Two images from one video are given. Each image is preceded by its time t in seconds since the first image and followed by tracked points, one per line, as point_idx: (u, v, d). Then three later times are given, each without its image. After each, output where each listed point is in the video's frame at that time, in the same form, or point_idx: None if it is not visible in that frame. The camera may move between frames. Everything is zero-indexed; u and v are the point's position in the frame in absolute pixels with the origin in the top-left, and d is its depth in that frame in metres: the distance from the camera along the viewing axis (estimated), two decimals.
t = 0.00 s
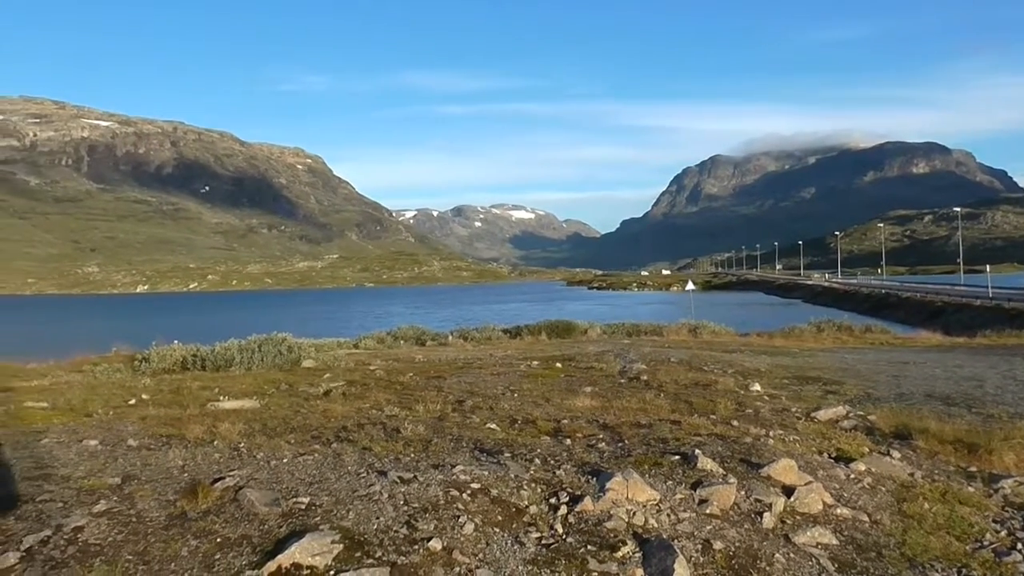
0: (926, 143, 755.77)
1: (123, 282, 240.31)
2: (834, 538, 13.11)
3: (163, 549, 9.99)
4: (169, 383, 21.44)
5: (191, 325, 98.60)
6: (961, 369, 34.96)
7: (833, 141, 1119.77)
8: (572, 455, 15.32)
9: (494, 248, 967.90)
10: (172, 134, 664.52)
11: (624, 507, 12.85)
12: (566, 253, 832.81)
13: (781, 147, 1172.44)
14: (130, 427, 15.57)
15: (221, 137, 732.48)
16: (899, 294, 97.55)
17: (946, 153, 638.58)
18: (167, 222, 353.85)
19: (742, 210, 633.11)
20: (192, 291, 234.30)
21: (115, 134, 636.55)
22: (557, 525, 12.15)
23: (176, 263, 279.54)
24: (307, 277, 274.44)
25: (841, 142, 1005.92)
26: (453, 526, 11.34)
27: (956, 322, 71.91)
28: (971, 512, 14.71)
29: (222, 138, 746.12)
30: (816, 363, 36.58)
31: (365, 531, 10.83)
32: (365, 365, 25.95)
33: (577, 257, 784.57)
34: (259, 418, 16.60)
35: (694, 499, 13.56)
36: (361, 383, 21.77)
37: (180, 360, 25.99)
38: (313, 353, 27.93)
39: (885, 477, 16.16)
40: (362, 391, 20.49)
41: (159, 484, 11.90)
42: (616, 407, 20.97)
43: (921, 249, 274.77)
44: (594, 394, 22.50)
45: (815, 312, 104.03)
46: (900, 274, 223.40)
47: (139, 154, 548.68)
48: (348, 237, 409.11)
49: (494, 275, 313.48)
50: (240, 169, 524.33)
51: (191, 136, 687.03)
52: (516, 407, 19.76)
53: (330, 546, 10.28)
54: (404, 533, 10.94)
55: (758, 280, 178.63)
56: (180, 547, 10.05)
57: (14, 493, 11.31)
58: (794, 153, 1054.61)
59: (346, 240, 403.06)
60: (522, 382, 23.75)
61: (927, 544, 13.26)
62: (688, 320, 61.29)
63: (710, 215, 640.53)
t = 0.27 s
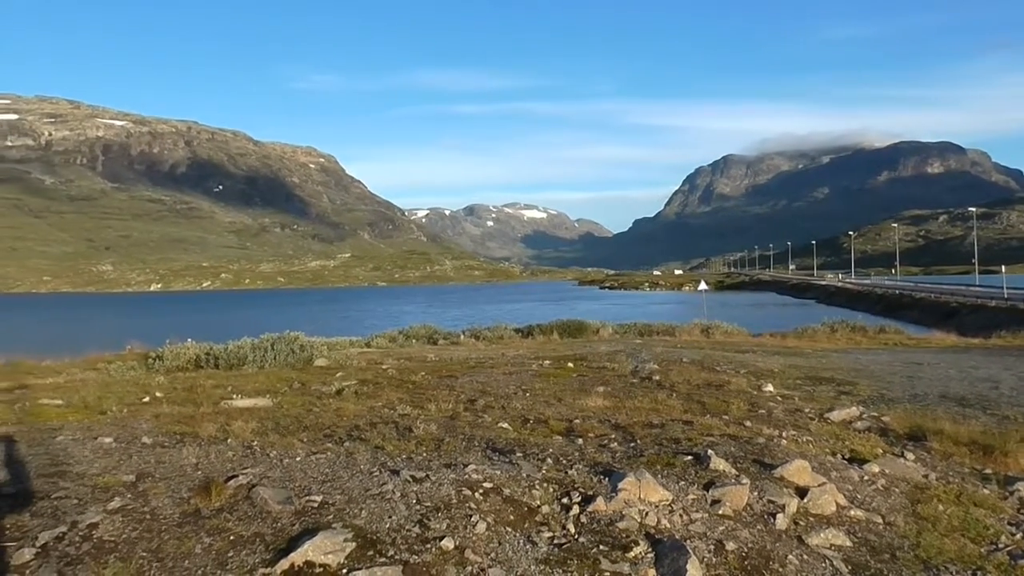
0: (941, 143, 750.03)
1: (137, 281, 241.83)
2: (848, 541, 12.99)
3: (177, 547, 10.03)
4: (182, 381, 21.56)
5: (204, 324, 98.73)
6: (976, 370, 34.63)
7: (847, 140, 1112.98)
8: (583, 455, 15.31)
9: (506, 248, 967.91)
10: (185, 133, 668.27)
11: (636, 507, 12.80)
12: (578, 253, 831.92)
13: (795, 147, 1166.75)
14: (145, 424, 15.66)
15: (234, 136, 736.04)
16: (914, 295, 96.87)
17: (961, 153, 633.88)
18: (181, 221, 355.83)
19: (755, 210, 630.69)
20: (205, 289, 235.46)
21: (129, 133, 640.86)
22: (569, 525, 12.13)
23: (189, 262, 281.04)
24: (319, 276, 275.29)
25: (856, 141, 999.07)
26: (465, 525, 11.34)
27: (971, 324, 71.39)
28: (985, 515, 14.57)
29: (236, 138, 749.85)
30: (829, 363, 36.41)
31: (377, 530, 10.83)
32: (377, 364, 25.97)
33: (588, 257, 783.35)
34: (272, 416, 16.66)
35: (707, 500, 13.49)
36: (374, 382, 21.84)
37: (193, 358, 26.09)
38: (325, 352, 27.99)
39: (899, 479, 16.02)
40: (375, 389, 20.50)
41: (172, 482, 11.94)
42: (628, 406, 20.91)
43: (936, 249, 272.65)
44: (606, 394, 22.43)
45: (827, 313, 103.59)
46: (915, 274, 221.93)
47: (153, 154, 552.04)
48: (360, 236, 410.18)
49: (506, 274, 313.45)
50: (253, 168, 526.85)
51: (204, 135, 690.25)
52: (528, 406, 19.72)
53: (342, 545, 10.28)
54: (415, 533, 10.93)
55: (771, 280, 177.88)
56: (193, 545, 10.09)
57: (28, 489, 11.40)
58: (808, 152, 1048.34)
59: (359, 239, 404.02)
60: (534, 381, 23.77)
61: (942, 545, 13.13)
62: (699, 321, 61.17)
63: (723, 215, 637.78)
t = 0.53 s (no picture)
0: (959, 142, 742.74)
1: (153, 281, 243.69)
2: (865, 542, 12.86)
3: (193, 547, 10.04)
4: (197, 381, 21.64)
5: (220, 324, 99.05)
6: (993, 370, 34.24)
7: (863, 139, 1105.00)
8: (598, 455, 15.24)
9: (520, 248, 967.82)
10: (201, 134, 672.67)
11: (652, 507, 12.72)
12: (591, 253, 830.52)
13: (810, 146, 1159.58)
14: (162, 424, 15.72)
15: (249, 136, 740.05)
16: (930, 294, 96.10)
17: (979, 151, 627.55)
18: (197, 221, 358.10)
19: (769, 209, 627.78)
20: (220, 289, 236.78)
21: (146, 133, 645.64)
22: (584, 523, 12.08)
23: (205, 262, 282.68)
24: (334, 276, 276.40)
25: (872, 140, 991.29)
26: (480, 525, 11.33)
27: (988, 323, 70.72)
28: (1005, 516, 14.38)
29: (251, 138, 754.09)
30: (845, 363, 36.24)
31: (393, 529, 10.84)
32: (392, 364, 26.01)
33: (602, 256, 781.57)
34: (287, 415, 16.73)
35: (722, 500, 13.42)
36: (388, 381, 21.90)
37: (208, 357, 26.22)
38: (340, 351, 28.07)
39: (917, 480, 15.85)
40: (389, 388, 20.54)
41: (189, 481, 11.99)
42: (643, 406, 20.86)
43: (953, 248, 270.20)
44: (620, 393, 22.38)
45: (843, 312, 102.95)
46: (932, 273, 220.11)
47: (168, 154, 556.05)
48: (375, 236, 411.44)
49: (520, 274, 313.47)
50: (267, 168, 529.54)
51: (220, 135, 694.36)
52: (543, 406, 19.72)
53: (359, 545, 10.28)
54: (432, 532, 10.91)
55: (786, 280, 176.83)
56: (210, 544, 10.13)
57: (47, 487, 11.46)
58: (824, 151, 1041.19)
59: (373, 238, 405.12)
60: (549, 380, 23.77)
61: (960, 547, 12.98)
62: (713, 320, 60.99)
63: (737, 215, 634.35)
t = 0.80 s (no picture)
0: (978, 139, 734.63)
1: (170, 281, 245.61)
2: (884, 542, 12.71)
3: (211, 544, 10.10)
4: (213, 380, 21.76)
5: (237, 323, 99.20)
6: (1013, 370, 33.76)
7: (880, 137, 1096.30)
8: (615, 454, 15.15)
9: (534, 247, 967.39)
10: (217, 135, 677.23)
11: (668, 507, 12.67)
12: (606, 252, 829.06)
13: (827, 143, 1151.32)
14: (179, 423, 15.81)
15: (265, 137, 744.04)
16: (949, 292, 95.06)
17: (998, 148, 620.91)
18: (213, 221, 360.52)
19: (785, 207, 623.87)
20: (236, 289, 238.10)
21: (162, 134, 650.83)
22: (601, 525, 12.00)
23: (221, 262, 284.40)
24: (349, 276, 277.49)
25: (889, 138, 982.87)
26: (496, 525, 11.29)
27: (1007, 322, 69.88)
28: None
29: (266, 138, 758.32)
30: (862, 363, 35.87)
31: (408, 528, 10.85)
32: (407, 364, 26.02)
33: (616, 255, 779.79)
34: (303, 414, 16.74)
35: (739, 500, 13.33)
36: (403, 380, 21.93)
37: (225, 357, 26.34)
38: (355, 350, 28.13)
39: (934, 480, 15.70)
40: (404, 388, 20.57)
41: (207, 479, 12.03)
42: (658, 405, 20.71)
43: (971, 246, 267.50)
44: (636, 393, 22.24)
45: (861, 311, 101.96)
46: (950, 271, 218.33)
47: (185, 155, 560.40)
48: (389, 236, 412.72)
49: (535, 273, 313.46)
50: (283, 168, 532.39)
51: (235, 136, 698.35)
52: (558, 405, 19.62)
53: (374, 543, 10.28)
54: (447, 532, 10.93)
55: (803, 278, 175.79)
56: (228, 542, 10.13)
57: (66, 486, 11.52)
58: (840, 149, 1033.65)
59: (387, 238, 406.19)
60: (564, 380, 23.72)
61: (980, 549, 12.80)
62: (729, 320, 60.51)
63: (752, 214, 630.84)
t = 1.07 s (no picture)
0: (994, 136, 727.83)
1: (184, 281, 247.17)
2: (900, 542, 12.60)
3: (226, 542, 10.12)
4: (228, 380, 21.81)
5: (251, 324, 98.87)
6: None
7: (895, 135, 1088.43)
8: (629, 454, 15.09)
9: (547, 246, 967.48)
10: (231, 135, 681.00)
11: (683, 507, 12.57)
12: (619, 251, 827.51)
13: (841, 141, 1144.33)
14: (194, 422, 15.86)
15: (278, 137, 747.46)
16: (965, 291, 94.29)
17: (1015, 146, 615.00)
18: (227, 221, 362.54)
19: (799, 205, 620.78)
20: (250, 288, 239.33)
21: (177, 135, 655.41)
22: (614, 524, 11.97)
23: (235, 262, 285.76)
24: (362, 275, 278.29)
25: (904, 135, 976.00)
26: (510, 523, 11.27)
27: None
28: None
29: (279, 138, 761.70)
30: (877, 362, 35.58)
31: (423, 528, 10.82)
32: (420, 363, 25.98)
33: (629, 254, 778.20)
34: (317, 413, 16.77)
35: (754, 500, 13.21)
36: (417, 379, 21.97)
37: (239, 356, 26.44)
38: (368, 350, 28.14)
39: (952, 480, 15.51)
40: (418, 387, 20.60)
41: (221, 479, 12.07)
42: (672, 405, 20.64)
43: (988, 245, 265.11)
44: (649, 392, 22.16)
45: (876, 310, 101.28)
46: (966, 270, 216.37)
47: (199, 156, 564.13)
48: (402, 235, 413.74)
49: (547, 272, 313.33)
50: (296, 168, 534.71)
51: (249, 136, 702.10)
52: (571, 406, 19.52)
53: (389, 542, 10.28)
54: (461, 531, 10.90)
55: (817, 277, 174.88)
56: (243, 540, 10.19)
57: (82, 485, 11.56)
58: (854, 147, 1027.72)
59: (400, 237, 407.25)
60: (577, 380, 23.62)
61: (998, 549, 12.65)
62: (742, 319, 60.20)
63: (766, 213, 628.08)
